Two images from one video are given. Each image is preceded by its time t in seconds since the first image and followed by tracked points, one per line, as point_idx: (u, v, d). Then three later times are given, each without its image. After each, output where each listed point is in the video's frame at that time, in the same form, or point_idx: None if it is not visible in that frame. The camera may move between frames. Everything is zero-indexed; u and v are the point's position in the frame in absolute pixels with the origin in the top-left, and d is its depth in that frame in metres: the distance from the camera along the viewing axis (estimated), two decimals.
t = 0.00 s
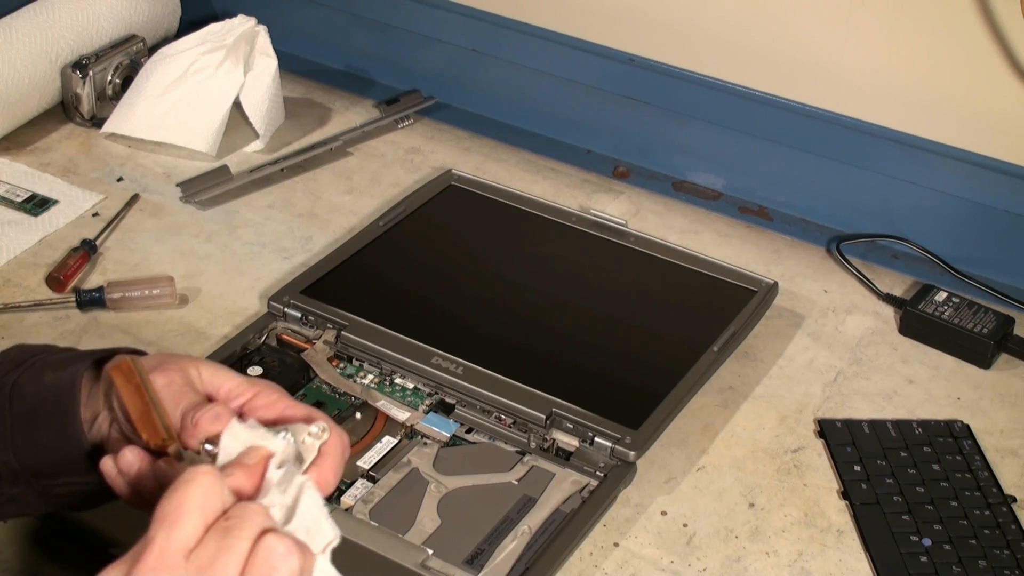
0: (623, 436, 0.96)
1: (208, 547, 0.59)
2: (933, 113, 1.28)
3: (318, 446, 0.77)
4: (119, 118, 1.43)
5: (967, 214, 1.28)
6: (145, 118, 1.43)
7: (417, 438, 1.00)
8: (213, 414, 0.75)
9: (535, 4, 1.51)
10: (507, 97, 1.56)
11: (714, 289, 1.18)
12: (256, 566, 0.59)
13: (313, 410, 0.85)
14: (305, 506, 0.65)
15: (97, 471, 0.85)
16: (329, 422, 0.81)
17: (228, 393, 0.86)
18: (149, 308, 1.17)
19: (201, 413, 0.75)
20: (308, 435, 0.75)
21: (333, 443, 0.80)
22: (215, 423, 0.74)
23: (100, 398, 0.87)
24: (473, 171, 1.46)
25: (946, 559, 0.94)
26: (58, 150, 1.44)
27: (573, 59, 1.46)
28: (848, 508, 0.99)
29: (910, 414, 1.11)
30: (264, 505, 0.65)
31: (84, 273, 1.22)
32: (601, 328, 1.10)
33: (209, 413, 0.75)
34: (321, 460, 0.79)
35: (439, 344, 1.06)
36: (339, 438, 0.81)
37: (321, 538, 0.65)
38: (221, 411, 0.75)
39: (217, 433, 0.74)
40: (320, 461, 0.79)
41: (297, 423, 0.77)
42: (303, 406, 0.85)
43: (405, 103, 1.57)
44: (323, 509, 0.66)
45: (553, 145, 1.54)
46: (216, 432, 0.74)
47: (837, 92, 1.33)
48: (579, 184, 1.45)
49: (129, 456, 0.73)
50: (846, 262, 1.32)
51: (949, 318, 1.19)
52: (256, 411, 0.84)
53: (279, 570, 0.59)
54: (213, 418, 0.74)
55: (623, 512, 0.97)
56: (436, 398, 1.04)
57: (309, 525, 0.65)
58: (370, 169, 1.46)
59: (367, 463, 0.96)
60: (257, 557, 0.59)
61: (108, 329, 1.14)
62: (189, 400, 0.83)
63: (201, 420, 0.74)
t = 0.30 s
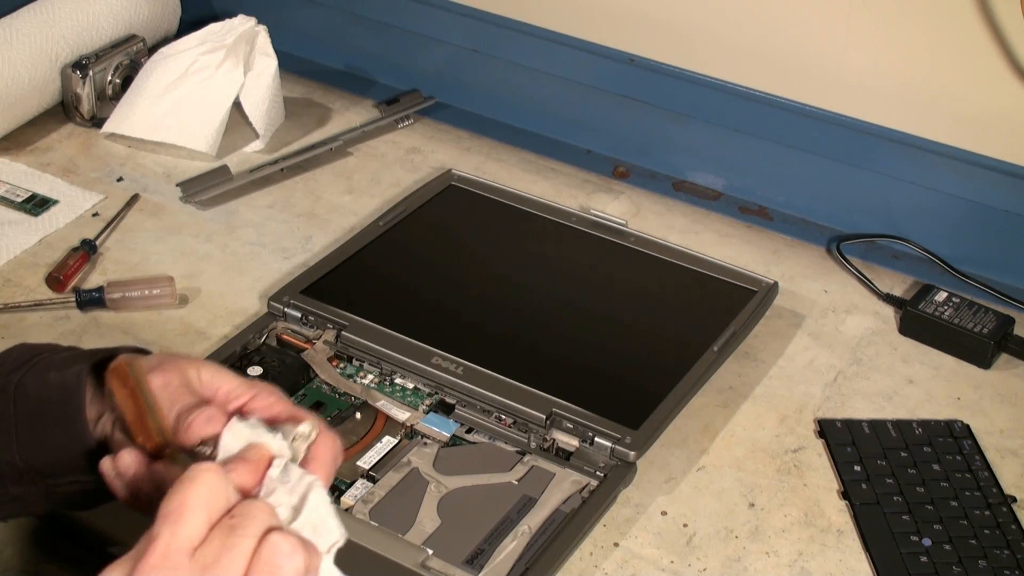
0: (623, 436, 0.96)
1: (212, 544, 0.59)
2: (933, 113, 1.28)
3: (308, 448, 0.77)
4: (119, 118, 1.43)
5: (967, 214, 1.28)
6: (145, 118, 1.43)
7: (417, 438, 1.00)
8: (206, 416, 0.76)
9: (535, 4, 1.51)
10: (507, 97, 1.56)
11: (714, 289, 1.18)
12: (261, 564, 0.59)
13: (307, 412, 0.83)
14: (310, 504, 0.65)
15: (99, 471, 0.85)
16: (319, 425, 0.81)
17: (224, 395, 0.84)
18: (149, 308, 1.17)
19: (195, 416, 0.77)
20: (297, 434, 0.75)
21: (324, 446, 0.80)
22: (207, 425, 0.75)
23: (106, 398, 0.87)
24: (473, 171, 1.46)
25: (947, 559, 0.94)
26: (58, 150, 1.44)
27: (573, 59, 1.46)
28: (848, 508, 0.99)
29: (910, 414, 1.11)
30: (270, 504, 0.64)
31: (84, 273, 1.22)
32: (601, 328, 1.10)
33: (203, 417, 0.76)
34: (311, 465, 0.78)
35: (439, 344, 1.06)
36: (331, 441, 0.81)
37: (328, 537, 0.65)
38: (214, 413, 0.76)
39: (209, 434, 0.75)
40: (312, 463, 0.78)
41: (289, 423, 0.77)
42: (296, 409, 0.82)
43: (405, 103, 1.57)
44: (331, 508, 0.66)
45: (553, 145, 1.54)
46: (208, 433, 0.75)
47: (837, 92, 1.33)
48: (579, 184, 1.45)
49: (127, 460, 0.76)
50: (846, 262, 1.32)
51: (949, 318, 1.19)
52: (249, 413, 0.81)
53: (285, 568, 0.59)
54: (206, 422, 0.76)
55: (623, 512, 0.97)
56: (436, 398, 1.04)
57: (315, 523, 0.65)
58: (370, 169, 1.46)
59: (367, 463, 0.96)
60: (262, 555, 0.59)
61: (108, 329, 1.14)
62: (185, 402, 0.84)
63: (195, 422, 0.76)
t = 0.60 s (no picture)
0: (623, 436, 0.96)
1: (199, 545, 0.59)
2: (932, 113, 1.28)
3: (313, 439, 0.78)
4: (119, 118, 1.43)
5: (967, 214, 1.28)
6: (145, 118, 1.43)
7: (417, 438, 1.00)
8: (208, 410, 0.76)
9: (535, 4, 1.51)
10: (507, 97, 1.56)
11: (714, 289, 1.18)
12: (247, 565, 0.59)
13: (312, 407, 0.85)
14: (300, 507, 0.65)
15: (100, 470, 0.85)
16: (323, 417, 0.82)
17: (227, 390, 0.86)
18: (149, 308, 1.17)
19: (195, 411, 0.76)
20: (301, 428, 0.75)
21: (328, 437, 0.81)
22: (210, 419, 0.75)
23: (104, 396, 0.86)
24: (473, 171, 1.46)
25: (946, 559, 0.94)
26: (58, 150, 1.44)
27: (573, 59, 1.46)
28: (848, 508, 0.99)
29: (910, 414, 1.11)
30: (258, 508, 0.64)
31: (84, 273, 1.22)
32: (601, 328, 1.10)
33: (204, 411, 0.76)
34: (315, 455, 0.79)
35: (439, 344, 1.06)
36: (336, 431, 0.82)
37: (317, 539, 0.64)
38: (216, 406, 0.76)
39: (213, 429, 0.74)
40: (315, 455, 0.80)
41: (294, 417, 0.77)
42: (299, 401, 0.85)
43: (405, 103, 1.57)
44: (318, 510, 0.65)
45: (553, 145, 1.54)
46: (209, 428, 0.74)
47: (837, 91, 1.32)
48: (579, 184, 1.45)
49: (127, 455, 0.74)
50: (846, 262, 1.32)
51: (949, 318, 1.19)
52: (254, 406, 0.84)
53: (270, 568, 0.59)
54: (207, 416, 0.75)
55: (623, 512, 0.97)
56: (436, 398, 1.04)
57: (304, 526, 0.64)
58: (370, 169, 1.46)
59: (367, 463, 0.96)
60: (248, 556, 0.59)
61: (108, 329, 1.14)
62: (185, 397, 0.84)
63: (196, 416, 0.75)
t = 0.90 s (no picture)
0: (623, 436, 0.96)
1: (196, 539, 0.59)
2: (932, 113, 1.28)
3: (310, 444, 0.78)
4: (119, 118, 1.43)
5: (967, 214, 1.28)
6: (145, 118, 1.43)
7: (417, 438, 1.00)
8: (205, 411, 0.76)
9: (535, 4, 1.51)
10: (507, 97, 1.56)
11: (714, 289, 1.18)
12: (243, 559, 0.58)
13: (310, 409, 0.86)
14: (299, 503, 0.64)
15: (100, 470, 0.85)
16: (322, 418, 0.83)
17: (225, 391, 0.87)
18: (149, 308, 1.17)
19: (193, 412, 0.76)
20: (300, 431, 0.76)
21: (325, 441, 0.81)
22: (208, 421, 0.75)
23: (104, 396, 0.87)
24: (473, 171, 1.46)
25: (946, 559, 0.94)
26: (58, 150, 1.45)
27: (573, 59, 1.46)
28: (848, 508, 0.99)
29: (910, 414, 1.11)
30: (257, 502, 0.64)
31: (84, 273, 1.22)
32: (601, 328, 1.10)
33: (202, 412, 0.75)
34: (313, 459, 0.79)
35: (439, 344, 1.06)
36: (334, 434, 0.83)
37: (315, 535, 0.63)
38: (213, 408, 0.76)
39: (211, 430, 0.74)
40: (313, 459, 0.79)
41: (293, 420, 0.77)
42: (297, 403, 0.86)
43: (405, 103, 1.57)
44: (319, 508, 0.65)
45: (553, 145, 1.54)
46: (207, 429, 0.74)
47: (837, 92, 1.33)
48: (579, 184, 1.45)
49: (127, 456, 0.73)
50: (846, 262, 1.32)
51: (949, 318, 1.19)
52: (253, 408, 0.84)
53: (266, 562, 0.58)
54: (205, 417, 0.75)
55: (623, 512, 0.97)
56: (436, 398, 1.04)
57: (302, 521, 0.63)
58: (370, 169, 1.46)
59: (367, 463, 0.96)
60: (244, 549, 0.58)
61: (108, 329, 1.14)
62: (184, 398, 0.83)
63: (193, 418, 0.75)
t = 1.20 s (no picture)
0: (623, 436, 0.96)
1: (218, 533, 0.59)
2: (932, 113, 1.28)
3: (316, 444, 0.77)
4: (119, 118, 1.43)
5: (967, 214, 1.28)
6: (145, 118, 1.43)
7: (417, 438, 1.00)
8: (208, 412, 0.74)
9: (535, 4, 1.51)
10: (507, 97, 1.56)
11: (714, 289, 1.18)
12: (265, 555, 0.58)
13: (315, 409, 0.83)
14: (322, 500, 0.65)
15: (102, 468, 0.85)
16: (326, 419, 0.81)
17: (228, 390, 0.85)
18: (149, 308, 1.17)
19: (196, 412, 0.75)
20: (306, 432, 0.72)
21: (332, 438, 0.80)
22: (211, 421, 0.74)
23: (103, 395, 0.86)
24: (473, 171, 1.46)
25: (947, 559, 0.94)
26: (58, 150, 1.45)
27: (573, 59, 1.46)
28: (848, 508, 0.99)
29: (910, 414, 1.11)
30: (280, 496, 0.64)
31: (84, 273, 1.22)
32: (601, 328, 1.10)
33: (205, 412, 0.74)
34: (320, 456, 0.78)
35: (439, 344, 1.06)
36: (338, 433, 0.81)
37: (334, 533, 0.65)
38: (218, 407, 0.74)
39: (214, 431, 0.73)
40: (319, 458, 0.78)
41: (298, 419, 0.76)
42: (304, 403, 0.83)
43: (405, 103, 1.57)
44: (341, 506, 0.65)
45: (553, 145, 1.54)
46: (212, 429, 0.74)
47: (838, 91, 1.33)
48: (579, 184, 1.45)
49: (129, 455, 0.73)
50: (846, 262, 1.32)
51: (949, 318, 1.19)
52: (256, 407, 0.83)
53: (288, 560, 0.58)
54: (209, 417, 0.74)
55: (623, 512, 0.97)
56: (436, 398, 1.04)
57: (322, 518, 0.64)
58: (370, 169, 1.46)
59: (367, 463, 0.96)
60: (267, 545, 0.58)
61: (107, 329, 1.14)
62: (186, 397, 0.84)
63: (198, 418, 0.74)
